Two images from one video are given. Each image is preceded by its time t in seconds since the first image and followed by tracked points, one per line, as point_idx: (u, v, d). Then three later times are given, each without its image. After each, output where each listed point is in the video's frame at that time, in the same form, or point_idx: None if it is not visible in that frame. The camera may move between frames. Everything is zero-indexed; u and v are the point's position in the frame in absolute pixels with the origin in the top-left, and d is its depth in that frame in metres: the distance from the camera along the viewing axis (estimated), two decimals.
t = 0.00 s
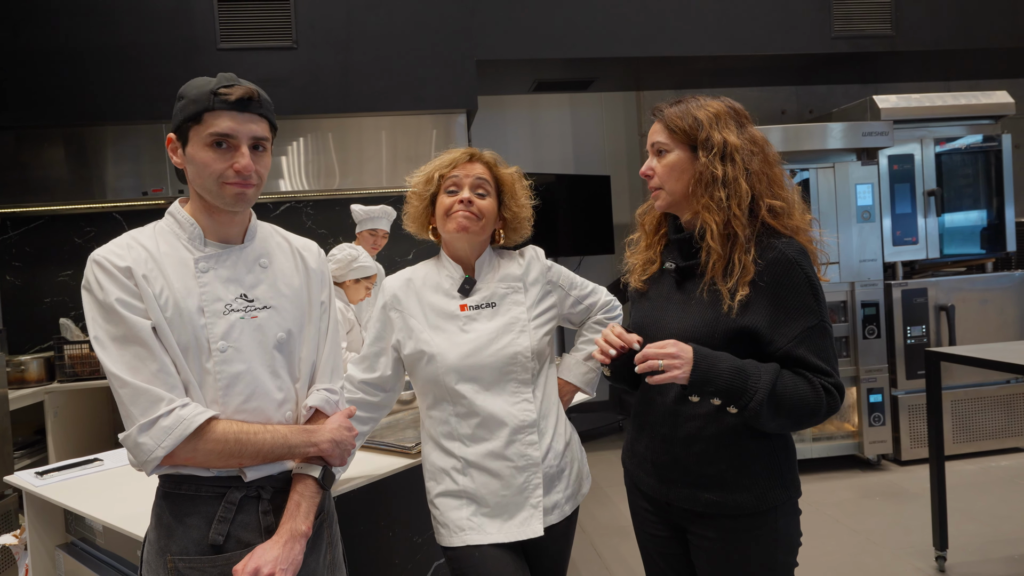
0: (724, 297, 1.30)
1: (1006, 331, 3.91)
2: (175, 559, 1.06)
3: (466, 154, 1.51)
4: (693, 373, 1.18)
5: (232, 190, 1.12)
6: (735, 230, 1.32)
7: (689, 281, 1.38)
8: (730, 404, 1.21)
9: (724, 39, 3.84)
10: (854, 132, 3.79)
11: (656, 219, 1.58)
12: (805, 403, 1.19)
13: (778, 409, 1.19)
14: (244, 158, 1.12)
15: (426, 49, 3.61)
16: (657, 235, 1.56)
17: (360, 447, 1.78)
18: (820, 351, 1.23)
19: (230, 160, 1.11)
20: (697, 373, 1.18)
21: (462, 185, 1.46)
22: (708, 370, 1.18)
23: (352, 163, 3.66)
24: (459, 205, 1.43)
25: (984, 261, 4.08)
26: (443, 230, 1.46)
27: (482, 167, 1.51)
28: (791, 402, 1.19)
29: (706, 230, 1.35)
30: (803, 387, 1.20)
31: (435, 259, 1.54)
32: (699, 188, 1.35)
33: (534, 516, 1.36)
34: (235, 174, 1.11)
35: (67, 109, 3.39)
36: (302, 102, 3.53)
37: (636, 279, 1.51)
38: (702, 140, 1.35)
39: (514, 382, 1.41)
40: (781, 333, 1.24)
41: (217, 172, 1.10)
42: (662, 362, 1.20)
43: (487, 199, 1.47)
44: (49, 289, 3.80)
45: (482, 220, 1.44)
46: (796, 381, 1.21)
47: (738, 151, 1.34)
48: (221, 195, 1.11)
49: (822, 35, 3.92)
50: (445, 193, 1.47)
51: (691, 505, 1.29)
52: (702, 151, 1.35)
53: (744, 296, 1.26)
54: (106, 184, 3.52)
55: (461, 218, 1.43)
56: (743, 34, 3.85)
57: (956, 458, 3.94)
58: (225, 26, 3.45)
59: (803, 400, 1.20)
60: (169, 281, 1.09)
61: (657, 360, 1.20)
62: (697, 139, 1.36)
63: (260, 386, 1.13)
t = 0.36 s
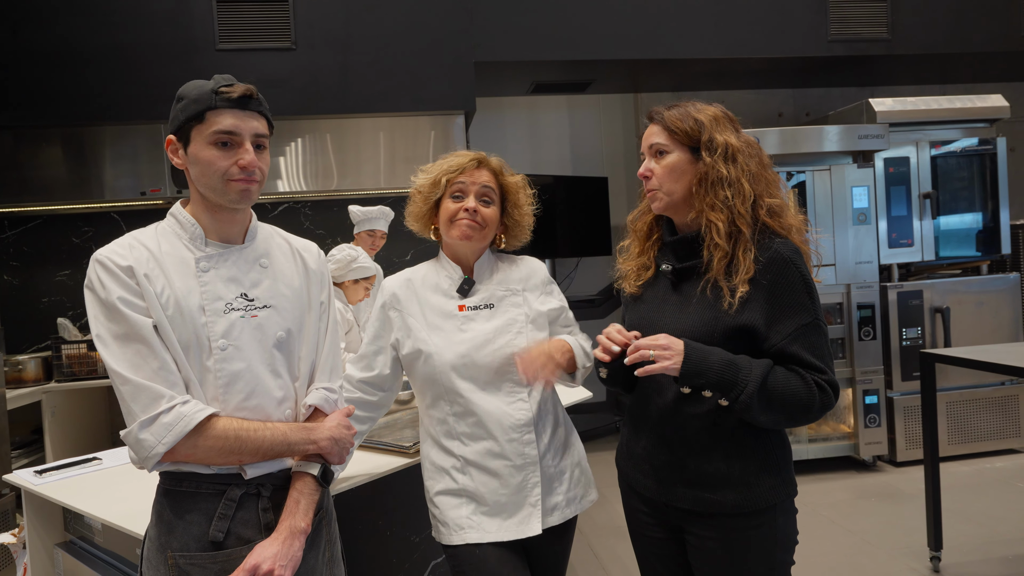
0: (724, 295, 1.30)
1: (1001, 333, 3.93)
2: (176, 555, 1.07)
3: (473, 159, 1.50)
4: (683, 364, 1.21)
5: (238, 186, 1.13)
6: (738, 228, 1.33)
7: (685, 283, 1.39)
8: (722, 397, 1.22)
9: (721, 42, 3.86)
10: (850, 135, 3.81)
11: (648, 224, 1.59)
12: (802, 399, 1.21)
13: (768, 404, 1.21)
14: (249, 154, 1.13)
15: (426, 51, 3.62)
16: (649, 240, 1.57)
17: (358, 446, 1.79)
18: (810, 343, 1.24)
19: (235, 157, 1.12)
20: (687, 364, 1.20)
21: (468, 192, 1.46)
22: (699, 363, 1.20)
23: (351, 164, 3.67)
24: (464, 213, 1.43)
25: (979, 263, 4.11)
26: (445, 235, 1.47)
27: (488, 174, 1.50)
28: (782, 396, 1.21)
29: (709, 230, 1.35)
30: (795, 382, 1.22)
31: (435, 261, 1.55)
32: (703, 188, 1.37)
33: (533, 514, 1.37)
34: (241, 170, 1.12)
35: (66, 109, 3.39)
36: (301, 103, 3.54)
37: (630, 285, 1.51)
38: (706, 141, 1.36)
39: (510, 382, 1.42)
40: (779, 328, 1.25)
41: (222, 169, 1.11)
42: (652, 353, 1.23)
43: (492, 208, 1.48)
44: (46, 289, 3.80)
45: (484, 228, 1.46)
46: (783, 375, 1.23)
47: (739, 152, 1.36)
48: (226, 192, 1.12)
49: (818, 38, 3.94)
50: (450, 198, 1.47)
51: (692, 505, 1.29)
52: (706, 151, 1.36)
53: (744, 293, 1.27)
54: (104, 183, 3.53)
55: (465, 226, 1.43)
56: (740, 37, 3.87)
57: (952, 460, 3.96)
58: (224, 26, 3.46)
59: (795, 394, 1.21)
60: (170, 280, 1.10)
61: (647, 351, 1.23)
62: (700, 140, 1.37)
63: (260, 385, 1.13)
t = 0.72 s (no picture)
0: (727, 288, 1.31)
1: (999, 333, 3.94)
2: (177, 552, 1.07)
3: (481, 164, 1.49)
4: (722, 366, 1.19)
5: (261, 188, 1.15)
6: (742, 223, 1.34)
7: (685, 280, 1.39)
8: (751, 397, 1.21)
9: (719, 42, 3.87)
10: (847, 135, 3.82)
11: (642, 224, 1.59)
12: (806, 391, 1.23)
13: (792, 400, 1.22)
14: (275, 157, 1.16)
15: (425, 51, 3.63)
16: (642, 241, 1.57)
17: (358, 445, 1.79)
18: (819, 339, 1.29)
19: (261, 159, 1.14)
20: (725, 366, 1.19)
21: (471, 199, 1.45)
22: (733, 364, 1.19)
23: (350, 164, 3.67)
24: (465, 220, 1.44)
25: (976, 263, 4.12)
26: (447, 238, 1.47)
27: (495, 180, 1.49)
28: (804, 392, 1.23)
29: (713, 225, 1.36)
30: (810, 377, 1.25)
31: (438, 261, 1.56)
32: (707, 185, 1.38)
33: (530, 512, 1.36)
34: (265, 173, 1.14)
35: (65, 108, 3.39)
36: (300, 103, 3.54)
37: (625, 287, 1.49)
38: (711, 138, 1.38)
39: (506, 381, 1.41)
40: (784, 321, 1.27)
41: (249, 171, 1.13)
42: (694, 353, 1.19)
43: (495, 215, 1.47)
44: (44, 289, 3.80)
45: (483, 235, 1.46)
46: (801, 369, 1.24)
47: (741, 152, 1.39)
48: (251, 194, 1.14)
49: (816, 39, 3.95)
50: (453, 202, 1.47)
51: (697, 502, 1.30)
52: (712, 148, 1.38)
53: (747, 287, 1.28)
54: (103, 183, 3.53)
55: (465, 232, 1.44)
56: (738, 38, 3.88)
57: (949, 459, 3.97)
58: (223, 26, 3.46)
59: (809, 387, 1.23)
60: (172, 278, 1.10)
61: (691, 351, 1.19)
62: (706, 138, 1.39)
63: (262, 382, 1.14)
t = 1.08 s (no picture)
0: (729, 291, 1.32)
1: (997, 337, 3.95)
2: (175, 550, 1.07)
3: (483, 164, 1.49)
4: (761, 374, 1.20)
5: (282, 189, 1.18)
6: (748, 226, 1.35)
7: (685, 281, 1.38)
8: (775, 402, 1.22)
9: (720, 44, 3.88)
10: (847, 138, 3.83)
11: (641, 226, 1.59)
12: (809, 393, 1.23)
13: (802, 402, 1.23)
14: (296, 160, 1.19)
15: (426, 50, 3.63)
16: (641, 244, 1.56)
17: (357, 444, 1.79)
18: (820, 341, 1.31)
19: (286, 162, 1.17)
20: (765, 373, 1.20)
21: (474, 199, 1.45)
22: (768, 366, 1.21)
23: (350, 163, 3.68)
24: (468, 221, 1.44)
25: (975, 268, 4.13)
26: (450, 239, 1.47)
27: (496, 180, 1.49)
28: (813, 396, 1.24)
29: (718, 226, 1.36)
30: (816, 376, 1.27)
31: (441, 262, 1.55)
32: (713, 187, 1.38)
33: (536, 513, 1.36)
34: (287, 175, 1.18)
35: (64, 105, 3.39)
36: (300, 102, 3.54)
37: (625, 288, 1.49)
38: (720, 142, 1.39)
39: (511, 382, 1.41)
40: (787, 326, 1.28)
41: (275, 174, 1.15)
42: (751, 366, 1.19)
43: (497, 215, 1.47)
44: (43, 284, 3.79)
45: (488, 235, 1.45)
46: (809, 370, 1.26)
47: (746, 157, 1.40)
48: (273, 195, 1.17)
49: (817, 42, 3.96)
50: (455, 203, 1.46)
51: (698, 504, 1.29)
52: (719, 152, 1.39)
53: (750, 290, 1.29)
54: (102, 180, 3.53)
55: (468, 233, 1.44)
56: (739, 40, 3.89)
57: (946, 463, 3.98)
58: (223, 23, 3.46)
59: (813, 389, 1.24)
60: (171, 276, 1.10)
61: (745, 364, 1.18)
62: (714, 142, 1.40)
63: (260, 381, 1.14)
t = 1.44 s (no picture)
0: (730, 296, 1.31)
1: (996, 343, 3.95)
2: (170, 546, 1.06)
3: (490, 162, 1.48)
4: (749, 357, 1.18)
5: (273, 182, 1.16)
6: (745, 231, 1.34)
7: (689, 282, 1.39)
8: (774, 389, 1.21)
9: (723, 47, 3.87)
10: (849, 142, 3.83)
11: (643, 226, 1.59)
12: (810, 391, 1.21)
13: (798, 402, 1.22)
14: (290, 153, 1.17)
15: (427, 49, 3.63)
16: (645, 242, 1.57)
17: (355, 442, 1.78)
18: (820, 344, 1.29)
19: (278, 154, 1.15)
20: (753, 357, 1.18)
21: (485, 199, 1.45)
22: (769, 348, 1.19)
23: (351, 161, 3.67)
24: (479, 220, 1.43)
25: (974, 273, 4.13)
26: (460, 239, 1.46)
27: (504, 178, 1.49)
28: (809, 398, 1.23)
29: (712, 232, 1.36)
30: (822, 378, 1.25)
31: (443, 260, 1.55)
32: (707, 192, 1.38)
33: (544, 513, 1.37)
34: (279, 168, 1.16)
35: (64, 99, 3.38)
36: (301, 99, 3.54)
37: (627, 288, 1.51)
38: (713, 145, 1.37)
39: (519, 383, 1.43)
40: (785, 328, 1.27)
41: (265, 166, 1.14)
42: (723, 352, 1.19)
43: (506, 213, 1.48)
44: (41, 279, 3.78)
45: (499, 234, 1.46)
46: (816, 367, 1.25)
47: (743, 159, 1.38)
48: (264, 187, 1.15)
49: (819, 46, 3.95)
50: (464, 203, 1.45)
51: (698, 505, 1.29)
52: (712, 156, 1.37)
53: (753, 295, 1.29)
54: (102, 175, 3.52)
55: (480, 233, 1.43)
56: (741, 43, 3.89)
57: (944, 468, 3.97)
58: (225, 20, 3.45)
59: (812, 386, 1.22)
60: (170, 270, 1.10)
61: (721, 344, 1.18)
62: (707, 145, 1.38)
63: (258, 377, 1.13)
